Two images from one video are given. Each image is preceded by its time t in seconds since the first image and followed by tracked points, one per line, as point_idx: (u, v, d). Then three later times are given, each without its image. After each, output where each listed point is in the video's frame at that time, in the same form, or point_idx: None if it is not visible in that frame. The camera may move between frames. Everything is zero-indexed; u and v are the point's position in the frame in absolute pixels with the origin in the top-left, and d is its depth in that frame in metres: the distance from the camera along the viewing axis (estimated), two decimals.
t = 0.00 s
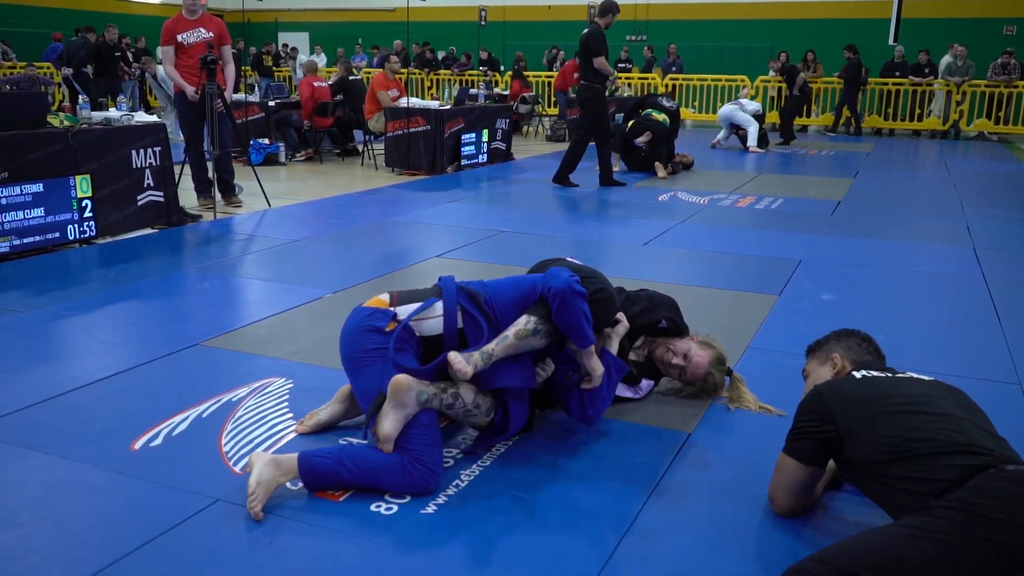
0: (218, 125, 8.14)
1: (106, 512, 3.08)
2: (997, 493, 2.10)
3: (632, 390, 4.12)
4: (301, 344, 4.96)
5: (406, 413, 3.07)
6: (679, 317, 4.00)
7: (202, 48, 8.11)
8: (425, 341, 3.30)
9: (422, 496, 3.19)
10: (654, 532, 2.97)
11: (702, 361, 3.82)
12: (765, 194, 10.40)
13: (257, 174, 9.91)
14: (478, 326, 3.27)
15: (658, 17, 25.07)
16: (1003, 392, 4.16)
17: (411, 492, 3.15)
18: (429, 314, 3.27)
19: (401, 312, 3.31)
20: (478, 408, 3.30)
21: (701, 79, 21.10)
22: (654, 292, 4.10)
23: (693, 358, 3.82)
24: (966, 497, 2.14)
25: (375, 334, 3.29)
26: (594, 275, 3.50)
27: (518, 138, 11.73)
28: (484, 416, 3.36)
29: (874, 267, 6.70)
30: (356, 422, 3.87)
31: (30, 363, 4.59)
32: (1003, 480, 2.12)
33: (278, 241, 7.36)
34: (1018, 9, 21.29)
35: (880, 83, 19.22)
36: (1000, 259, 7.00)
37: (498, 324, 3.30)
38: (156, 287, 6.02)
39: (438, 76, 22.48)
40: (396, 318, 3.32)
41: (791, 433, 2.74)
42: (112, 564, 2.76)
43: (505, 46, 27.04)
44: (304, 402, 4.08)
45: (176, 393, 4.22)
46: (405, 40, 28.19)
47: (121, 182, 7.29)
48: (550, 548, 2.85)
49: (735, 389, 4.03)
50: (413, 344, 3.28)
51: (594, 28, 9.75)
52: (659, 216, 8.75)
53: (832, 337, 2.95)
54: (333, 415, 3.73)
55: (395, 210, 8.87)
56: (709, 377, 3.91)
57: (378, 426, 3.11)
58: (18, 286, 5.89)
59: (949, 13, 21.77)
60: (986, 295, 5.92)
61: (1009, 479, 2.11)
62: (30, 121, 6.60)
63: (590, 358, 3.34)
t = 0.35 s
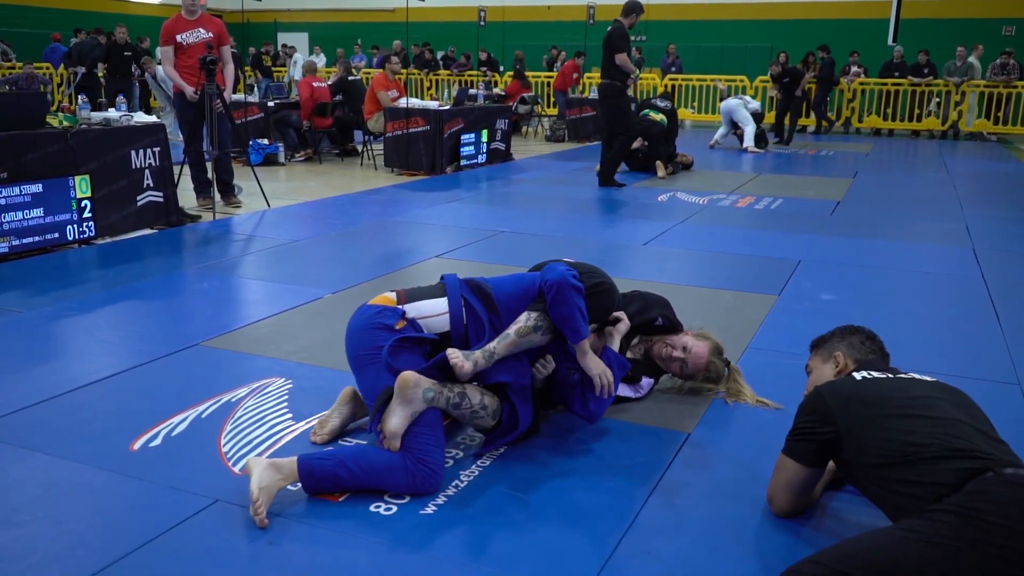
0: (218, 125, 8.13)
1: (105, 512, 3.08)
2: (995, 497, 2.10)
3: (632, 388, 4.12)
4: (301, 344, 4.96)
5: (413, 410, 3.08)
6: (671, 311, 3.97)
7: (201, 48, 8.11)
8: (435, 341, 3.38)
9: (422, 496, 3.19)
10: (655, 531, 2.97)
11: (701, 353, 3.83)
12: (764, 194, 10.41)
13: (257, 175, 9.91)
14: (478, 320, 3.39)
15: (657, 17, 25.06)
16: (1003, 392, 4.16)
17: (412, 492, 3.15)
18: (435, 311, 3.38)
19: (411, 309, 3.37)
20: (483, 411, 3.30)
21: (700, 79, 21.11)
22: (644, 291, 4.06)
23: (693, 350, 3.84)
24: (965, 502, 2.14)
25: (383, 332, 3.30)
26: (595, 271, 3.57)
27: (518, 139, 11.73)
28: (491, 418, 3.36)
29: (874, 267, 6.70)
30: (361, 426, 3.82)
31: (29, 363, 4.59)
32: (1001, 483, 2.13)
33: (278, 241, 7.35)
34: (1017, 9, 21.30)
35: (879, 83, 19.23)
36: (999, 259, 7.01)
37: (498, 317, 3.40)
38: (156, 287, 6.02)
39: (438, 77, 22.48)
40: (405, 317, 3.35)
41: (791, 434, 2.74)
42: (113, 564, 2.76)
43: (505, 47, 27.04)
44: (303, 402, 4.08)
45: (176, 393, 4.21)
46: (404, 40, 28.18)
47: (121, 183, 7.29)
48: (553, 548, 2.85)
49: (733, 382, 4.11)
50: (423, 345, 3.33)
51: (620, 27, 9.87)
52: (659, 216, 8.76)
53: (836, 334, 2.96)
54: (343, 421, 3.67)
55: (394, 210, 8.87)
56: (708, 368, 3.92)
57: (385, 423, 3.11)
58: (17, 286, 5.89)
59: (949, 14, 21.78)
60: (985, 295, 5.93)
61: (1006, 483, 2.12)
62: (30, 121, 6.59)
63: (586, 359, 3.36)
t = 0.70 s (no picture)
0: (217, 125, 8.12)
1: (105, 512, 3.08)
2: (995, 498, 2.11)
3: (632, 386, 4.13)
4: (301, 344, 4.96)
5: (411, 404, 3.11)
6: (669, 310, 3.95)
7: (201, 48, 8.10)
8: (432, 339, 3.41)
9: (421, 496, 3.18)
10: (655, 531, 2.97)
11: (697, 348, 3.83)
12: (764, 194, 10.40)
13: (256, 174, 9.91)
14: (470, 316, 3.40)
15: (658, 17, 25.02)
16: (1003, 392, 4.16)
17: (412, 491, 3.15)
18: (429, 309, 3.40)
19: (405, 308, 3.40)
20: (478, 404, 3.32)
21: (700, 79, 21.11)
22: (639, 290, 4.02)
23: (688, 346, 3.82)
24: (965, 502, 2.14)
25: (381, 331, 3.35)
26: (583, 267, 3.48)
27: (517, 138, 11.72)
28: (488, 416, 3.39)
29: (874, 267, 6.70)
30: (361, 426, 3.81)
31: (29, 363, 4.58)
32: (1001, 483, 2.13)
33: (277, 240, 7.35)
34: (1017, 9, 21.30)
35: (879, 83, 19.23)
36: (998, 258, 7.02)
37: (490, 311, 3.40)
38: (155, 287, 6.02)
39: (438, 76, 22.48)
40: (401, 316, 3.39)
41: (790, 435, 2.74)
42: (113, 564, 2.76)
43: (504, 46, 27.03)
44: (303, 402, 4.08)
45: (175, 393, 4.21)
46: (404, 40, 28.17)
47: (120, 182, 7.28)
48: (554, 548, 2.85)
49: (729, 382, 4.12)
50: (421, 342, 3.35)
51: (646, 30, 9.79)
52: (659, 216, 8.75)
53: (837, 332, 2.95)
54: (343, 422, 3.66)
55: (394, 210, 8.86)
56: (704, 363, 3.92)
57: (383, 419, 3.14)
58: (16, 286, 5.89)
59: (949, 14, 21.79)
60: (985, 295, 5.93)
61: (1006, 483, 2.12)
62: (29, 121, 6.58)
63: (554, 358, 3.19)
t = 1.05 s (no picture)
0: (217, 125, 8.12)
1: (103, 512, 3.07)
2: (996, 499, 2.11)
3: (632, 380, 4.06)
4: (300, 344, 4.96)
5: (413, 398, 3.10)
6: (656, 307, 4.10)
7: (201, 48, 8.10)
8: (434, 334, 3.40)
9: (422, 496, 3.18)
10: (654, 532, 2.97)
11: (691, 337, 3.84)
12: (763, 194, 10.41)
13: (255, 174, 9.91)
14: (466, 311, 3.45)
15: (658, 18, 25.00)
16: (1003, 393, 4.16)
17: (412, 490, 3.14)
18: (426, 304, 3.42)
19: (405, 304, 3.41)
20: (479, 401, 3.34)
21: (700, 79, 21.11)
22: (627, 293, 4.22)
23: (681, 337, 3.86)
24: (966, 502, 2.14)
25: (384, 326, 3.35)
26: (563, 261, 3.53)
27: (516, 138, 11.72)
28: (490, 412, 3.39)
29: (873, 267, 6.70)
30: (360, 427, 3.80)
31: (28, 363, 4.58)
32: (1001, 483, 2.13)
33: (277, 241, 7.36)
34: (1017, 10, 21.29)
35: (879, 83, 19.21)
36: (998, 258, 7.02)
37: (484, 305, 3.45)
38: (155, 287, 6.02)
39: (438, 76, 22.49)
40: (403, 311, 3.41)
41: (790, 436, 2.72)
42: (113, 563, 2.76)
43: (504, 46, 27.05)
44: (302, 403, 4.07)
45: (175, 393, 4.21)
46: (404, 40, 28.18)
47: (120, 183, 7.28)
48: (554, 549, 2.85)
49: (726, 377, 4.18)
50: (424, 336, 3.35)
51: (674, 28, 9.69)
52: (658, 217, 8.76)
53: (836, 333, 2.95)
54: (342, 423, 3.65)
55: (393, 210, 8.87)
56: (700, 353, 3.89)
57: (386, 413, 3.12)
58: (15, 286, 5.89)
59: (948, 14, 21.81)
60: (984, 295, 5.93)
61: (1006, 484, 2.12)
62: (28, 121, 6.57)
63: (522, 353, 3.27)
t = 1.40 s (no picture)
0: (216, 125, 8.12)
1: (104, 512, 3.08)
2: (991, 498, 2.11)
3: (632, 376, 4.01)
4: (300, 344, 4.96)
5: (407, 395, 3.10)
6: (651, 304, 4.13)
7: (200, 48, 8.09)
8: (426, 330, 3.40)
9: (421, 496, 3.18)
10: (654, 532, 2.97)
11: (685, 331, 3.85)
12: (763, 194, 10.41)
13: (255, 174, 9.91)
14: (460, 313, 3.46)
15: (658, 17, 24.98)
16: (1003, 393, 4.16)
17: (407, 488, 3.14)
18: (422, 302, 3.43)
19: (399, 301, 3.43)
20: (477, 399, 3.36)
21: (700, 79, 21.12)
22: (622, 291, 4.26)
23: (676, 331, 3.87)
24: (962, 503, 2.14)
25: (377, 324, 3.36)
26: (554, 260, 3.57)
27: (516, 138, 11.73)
28: (486, 411, 3.40)
29: (872, 267, 6.70)
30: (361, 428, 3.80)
31: (28, 363, 4.59)
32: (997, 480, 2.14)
33: (276, 241, 7.36)
34: (1017, 10, 21.29)
35: (879, 83, 19.20)
36: (997, 258, 7.02)
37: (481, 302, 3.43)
38: (155, 287, 6.02)
39: (437, 77, 22.49)
40: (395, 309, 3.41)
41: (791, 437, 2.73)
42: (113, 563, 2.76)
43: (504, 46, 27.04)
44: (302, 403, 4.07)
45: (175, 393, 4.21)
46: (404, 40, 28.18)
47: (119, 183, 7.28)
48: (552, 548, 2.85)
49: (721, 372, 4.20)
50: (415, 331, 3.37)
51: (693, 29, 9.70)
52: (658, 217, 8.76)
53: (833, 333, 2.95)
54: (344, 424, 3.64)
55: (393, 210, 8.86)
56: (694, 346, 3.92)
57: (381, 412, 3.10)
58: (15, 287, 5.89)
59: (947, 14, 21.84)
60: (983, 295, 5.93)
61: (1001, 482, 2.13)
62: (27, 121, 6.57)
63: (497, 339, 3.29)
